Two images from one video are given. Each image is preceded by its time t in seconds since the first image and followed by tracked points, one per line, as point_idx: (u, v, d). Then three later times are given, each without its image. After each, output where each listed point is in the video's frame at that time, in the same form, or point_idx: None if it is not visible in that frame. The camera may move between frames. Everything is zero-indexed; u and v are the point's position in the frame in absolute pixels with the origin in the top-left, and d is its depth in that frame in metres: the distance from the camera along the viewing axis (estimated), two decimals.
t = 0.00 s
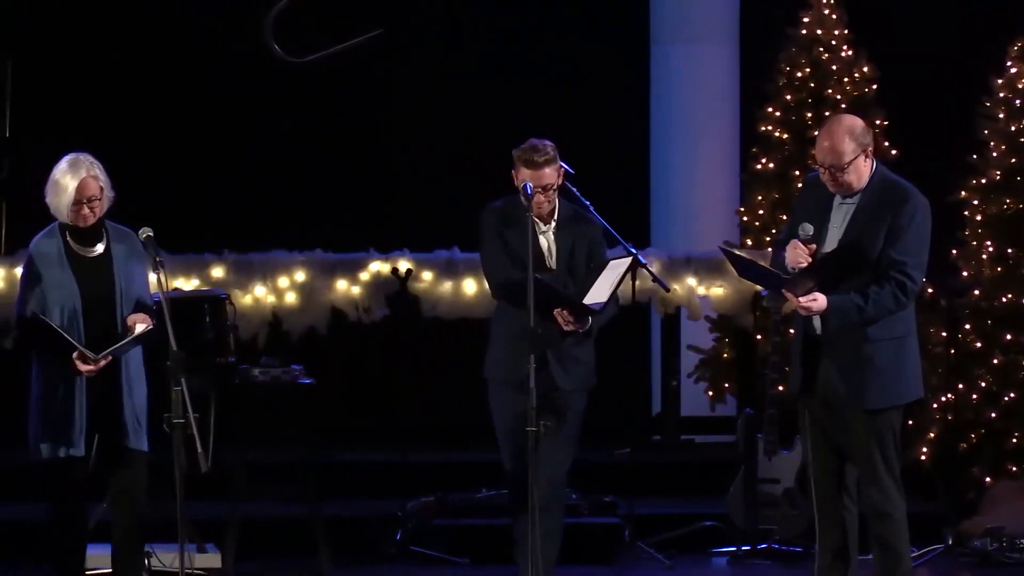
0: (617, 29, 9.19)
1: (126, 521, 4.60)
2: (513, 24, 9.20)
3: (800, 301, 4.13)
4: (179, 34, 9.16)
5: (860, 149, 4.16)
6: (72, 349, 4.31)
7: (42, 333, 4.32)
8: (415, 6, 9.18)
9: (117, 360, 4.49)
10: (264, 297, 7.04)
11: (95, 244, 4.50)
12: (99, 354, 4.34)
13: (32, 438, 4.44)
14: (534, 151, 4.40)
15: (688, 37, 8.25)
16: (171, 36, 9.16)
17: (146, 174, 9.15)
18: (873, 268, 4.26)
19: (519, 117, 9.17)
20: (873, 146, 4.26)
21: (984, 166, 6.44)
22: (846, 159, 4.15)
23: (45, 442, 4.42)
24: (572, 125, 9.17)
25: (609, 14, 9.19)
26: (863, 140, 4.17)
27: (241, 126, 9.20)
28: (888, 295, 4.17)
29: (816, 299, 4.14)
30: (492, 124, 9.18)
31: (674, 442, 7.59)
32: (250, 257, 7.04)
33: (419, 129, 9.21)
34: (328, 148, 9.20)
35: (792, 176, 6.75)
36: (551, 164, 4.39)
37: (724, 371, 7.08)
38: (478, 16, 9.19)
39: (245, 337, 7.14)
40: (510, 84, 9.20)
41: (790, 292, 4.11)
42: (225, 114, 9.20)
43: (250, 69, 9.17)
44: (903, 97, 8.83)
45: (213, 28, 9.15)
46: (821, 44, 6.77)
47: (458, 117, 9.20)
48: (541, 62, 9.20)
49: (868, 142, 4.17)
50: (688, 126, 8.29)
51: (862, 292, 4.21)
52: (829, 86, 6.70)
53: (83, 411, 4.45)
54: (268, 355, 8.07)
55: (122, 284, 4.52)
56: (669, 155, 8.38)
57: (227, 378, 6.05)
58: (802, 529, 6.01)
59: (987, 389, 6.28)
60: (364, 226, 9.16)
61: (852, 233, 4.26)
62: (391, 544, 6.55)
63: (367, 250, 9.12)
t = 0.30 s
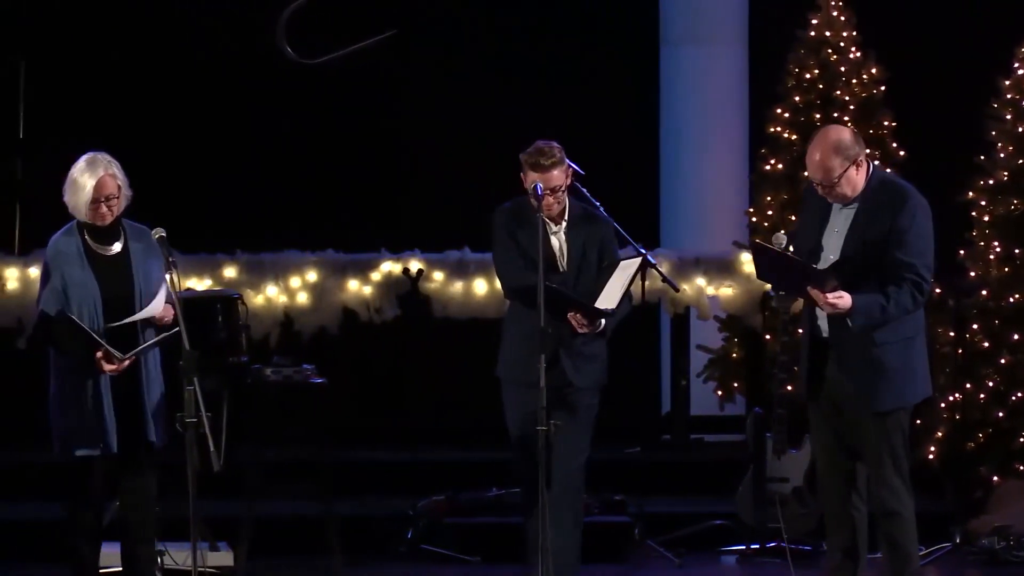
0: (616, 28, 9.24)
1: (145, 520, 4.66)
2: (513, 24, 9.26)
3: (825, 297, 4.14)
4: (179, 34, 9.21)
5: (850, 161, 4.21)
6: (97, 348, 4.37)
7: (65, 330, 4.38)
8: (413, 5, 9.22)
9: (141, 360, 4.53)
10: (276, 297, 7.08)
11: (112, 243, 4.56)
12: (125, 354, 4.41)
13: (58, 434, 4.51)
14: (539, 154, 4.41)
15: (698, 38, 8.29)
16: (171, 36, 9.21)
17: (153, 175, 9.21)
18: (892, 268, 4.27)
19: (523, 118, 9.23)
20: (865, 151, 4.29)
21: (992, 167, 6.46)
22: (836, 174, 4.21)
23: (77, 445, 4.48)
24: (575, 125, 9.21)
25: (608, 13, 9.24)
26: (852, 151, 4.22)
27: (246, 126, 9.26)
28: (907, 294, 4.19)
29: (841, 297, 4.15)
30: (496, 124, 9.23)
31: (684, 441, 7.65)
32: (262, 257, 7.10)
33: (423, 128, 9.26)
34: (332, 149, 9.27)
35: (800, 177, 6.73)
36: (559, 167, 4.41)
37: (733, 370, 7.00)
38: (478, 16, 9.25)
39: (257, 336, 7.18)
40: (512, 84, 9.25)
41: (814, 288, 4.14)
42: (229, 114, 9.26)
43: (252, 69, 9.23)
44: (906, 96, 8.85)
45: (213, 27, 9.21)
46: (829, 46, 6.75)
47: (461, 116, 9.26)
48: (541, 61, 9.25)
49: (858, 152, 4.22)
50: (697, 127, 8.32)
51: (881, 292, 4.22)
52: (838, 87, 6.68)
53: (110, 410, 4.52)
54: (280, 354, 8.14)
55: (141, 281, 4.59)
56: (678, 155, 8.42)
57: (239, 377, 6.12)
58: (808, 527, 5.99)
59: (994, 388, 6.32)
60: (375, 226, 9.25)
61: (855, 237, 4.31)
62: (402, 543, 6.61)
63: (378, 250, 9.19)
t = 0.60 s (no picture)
0: (617, 27, 9.28)
1: (159, 518, 4.71)
2: (516, 25, 9.30)
3: (859, 300, 4.11)
4: (179, 34, 9.25)
5: (843, 174, 4.20)
6: (116, 345, 4.38)
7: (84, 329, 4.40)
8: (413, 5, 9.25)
9: (152, 359, 4.60)
10: (288, 297, 7.13)
11: (127, 243, 4.59)
12: (145, 348, 4.43)
13: (70, 436, 4.54)
14: (551, 155, 4.44)
15: (705, 39, 8.32)
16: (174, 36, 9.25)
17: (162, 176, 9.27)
18: (916, 270, 4.16)
19: (528, 118, 9.29)
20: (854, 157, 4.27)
21: (999, 167, 6.48)
22: (832, 189, 4.20)
23: (90, 442, 4.51)
24: (580, 125, 9.27)
25: (609, 12, 9.28)
26: (844, 162, 4.21)
27: (251, 126, 9.31)
28: (929, 293, 4.27)
29: (874, 300, 4.13)
30: (502, 125, 9.30)
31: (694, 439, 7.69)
32: (274, 257, 7.14)
33: (429, 129, 9.32)
34: (337, 150, 9.33)
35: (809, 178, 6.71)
36: (571, 168, 4.45)
37: (742, 370, 7.05)
38: (480, 17, 9.30)
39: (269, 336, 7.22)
40: (515, 84, 9.30)
41: (847, 291, 4.10)
42: (233, 115, 9.31)
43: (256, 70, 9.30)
44: (909, 95, 8.88)
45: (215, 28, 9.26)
46: (838, 47, 6.75)
47: (466, 116, 9.34)
48: (544, 62, 9.31)
49: (850, 161, 4.22)
50: (707, 128, 8.36)
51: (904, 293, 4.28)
52: (847, 89, 6.69)
53: (121, 406, 4.57)
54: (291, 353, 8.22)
55: (154, 282, 4.62)
56: (687, 155, 8.45)
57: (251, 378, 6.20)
58: (818, 525, 6.03)
59: (1001, 388, 6.34)
60: (384, 227, 9.32)
61: (856, 246, 4.34)
62: (414, 540, 6.65)
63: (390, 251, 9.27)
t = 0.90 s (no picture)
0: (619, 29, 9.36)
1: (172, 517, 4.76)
2: (526, 27, 9.37)
3: (890, 302, 4.08)
4: (184, 34, 9.28)
5: (851, 185, 4.20)
6: (129, 342, 4.43)
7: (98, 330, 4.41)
8: (415, 5, 9.29)
9: (163, 357, 4.60)
10: (301, 297, 7.15)
11: (138, 242, 4.64)
12: (158, 344, 4.48)
13: (83, 434, 4.58)
14: (561, 151, 4.48)
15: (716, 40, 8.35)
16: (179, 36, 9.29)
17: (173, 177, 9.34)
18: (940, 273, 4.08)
19: (535, 119, 9.36)
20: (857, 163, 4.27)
21: (1007, 168, 6.51)
22: (841, 201, 4.20)
23: (99, 442, 4.55)
24: (587, 126, 9.34)
25: (612, 14, 9.36)
26: (850, 173, 4.20)
27: (259, 127, 9.38)
28: (950, 293, 4.30)
29: (903, 302, 4.11)
30: (509, 125, 9.37)
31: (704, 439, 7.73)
32: (287, 257, 7.16)
33: (440, 130, 9.39)
34: (345, 151, 9.38)
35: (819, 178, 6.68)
36: (579, 164, 4.48)
37: (752, 369, 7.04)
38: (490, 19, 9.35)
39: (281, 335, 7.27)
40: (521, 84, 9.36)
41: (877, 292, 4.07)
42: (240, 115, 9.37)
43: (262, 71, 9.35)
44: (918, 96, 8.92)
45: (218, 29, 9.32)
46: (847, 49, 6.78)
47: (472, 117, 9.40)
48: (548, 63, 9.37)
49: (856, 169, 4.21)
50: (717, 128, 8.39)
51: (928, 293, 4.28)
52: (855, 90, 6.71)
53: (128, 402, 4.59)
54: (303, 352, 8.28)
55: (164, 280, 4.66)
56: (698, 155, 8.47)
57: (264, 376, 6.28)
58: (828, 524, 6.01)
59: (1011, 387, 6.35)
60: (395, 228, 9.39)
61: (869, 251, 4.35)
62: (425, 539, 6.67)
63: (402, 251, 9.35)
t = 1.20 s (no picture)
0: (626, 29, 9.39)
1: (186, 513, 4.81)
2: (537, 28, 9.42)
3: (908, 302, 4.08)
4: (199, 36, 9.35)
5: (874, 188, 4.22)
6: (141, 340, 4.46)
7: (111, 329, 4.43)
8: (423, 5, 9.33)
9: (174, 355, 4.61)
10: (314, 297, 7.21)
11: (149, 242, 4.66)
12: (168, 342, 4.50)
13: (95, 430, 4.61)
14: (567, 148, 4.51)
15: (727, 41, 8.38)
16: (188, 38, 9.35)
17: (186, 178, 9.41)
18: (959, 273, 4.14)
19: (543, 119, 9.40)
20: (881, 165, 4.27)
21: (1016, 169, 6.53)
22: (864, 203, 4.23)
23: (113, 441, 4.58)
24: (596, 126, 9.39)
25: (619, 13, 9.39)
26: (873, 175, 4.22)
27: (273, 128, 9.45)
28: (972, 292, 4.27)
29: (922, 302, 4.10)
30: (517, 126, 9.41)
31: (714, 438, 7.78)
32: (301, 258, 7.23)
33: (452, 131, 9.45)
34: (356, 152, 9.46)
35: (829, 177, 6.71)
36: (584, 160, 4.50)
37: (762, 369, 7.05)
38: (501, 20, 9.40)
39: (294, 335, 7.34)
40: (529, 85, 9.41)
41: (897, 292, 4.08)
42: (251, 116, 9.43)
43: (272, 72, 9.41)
44: (928, 97, 8.94)
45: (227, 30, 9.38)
46: (857, 51, 6.81)
47: (481, 117, 9.45)
48: (556, 64, 9.42)
49: (878, 171, 4.22)
50: (728, 128, 8.43)
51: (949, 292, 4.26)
52: (865, 91, 6.74)
53: (144, 405, 4.61)
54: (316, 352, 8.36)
55: (175, 281, 4.68)
56: (708, 155, 8.52)
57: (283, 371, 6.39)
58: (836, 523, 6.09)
59: (1019, 386, 6.37)
60: (407, 228, 9.45)
61: (890, 252, 4.37)
62: (437, 538, 6.72)
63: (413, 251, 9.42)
